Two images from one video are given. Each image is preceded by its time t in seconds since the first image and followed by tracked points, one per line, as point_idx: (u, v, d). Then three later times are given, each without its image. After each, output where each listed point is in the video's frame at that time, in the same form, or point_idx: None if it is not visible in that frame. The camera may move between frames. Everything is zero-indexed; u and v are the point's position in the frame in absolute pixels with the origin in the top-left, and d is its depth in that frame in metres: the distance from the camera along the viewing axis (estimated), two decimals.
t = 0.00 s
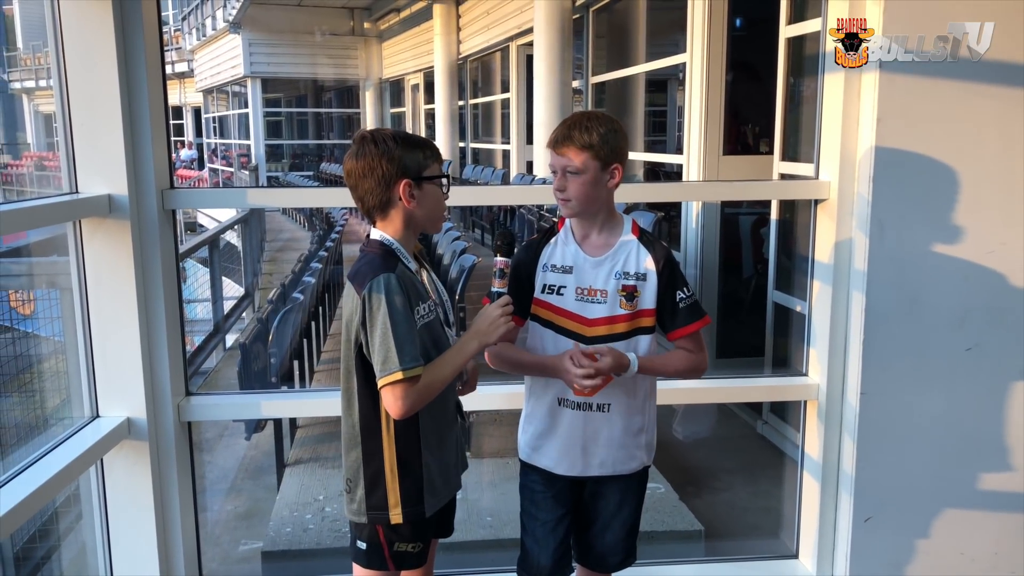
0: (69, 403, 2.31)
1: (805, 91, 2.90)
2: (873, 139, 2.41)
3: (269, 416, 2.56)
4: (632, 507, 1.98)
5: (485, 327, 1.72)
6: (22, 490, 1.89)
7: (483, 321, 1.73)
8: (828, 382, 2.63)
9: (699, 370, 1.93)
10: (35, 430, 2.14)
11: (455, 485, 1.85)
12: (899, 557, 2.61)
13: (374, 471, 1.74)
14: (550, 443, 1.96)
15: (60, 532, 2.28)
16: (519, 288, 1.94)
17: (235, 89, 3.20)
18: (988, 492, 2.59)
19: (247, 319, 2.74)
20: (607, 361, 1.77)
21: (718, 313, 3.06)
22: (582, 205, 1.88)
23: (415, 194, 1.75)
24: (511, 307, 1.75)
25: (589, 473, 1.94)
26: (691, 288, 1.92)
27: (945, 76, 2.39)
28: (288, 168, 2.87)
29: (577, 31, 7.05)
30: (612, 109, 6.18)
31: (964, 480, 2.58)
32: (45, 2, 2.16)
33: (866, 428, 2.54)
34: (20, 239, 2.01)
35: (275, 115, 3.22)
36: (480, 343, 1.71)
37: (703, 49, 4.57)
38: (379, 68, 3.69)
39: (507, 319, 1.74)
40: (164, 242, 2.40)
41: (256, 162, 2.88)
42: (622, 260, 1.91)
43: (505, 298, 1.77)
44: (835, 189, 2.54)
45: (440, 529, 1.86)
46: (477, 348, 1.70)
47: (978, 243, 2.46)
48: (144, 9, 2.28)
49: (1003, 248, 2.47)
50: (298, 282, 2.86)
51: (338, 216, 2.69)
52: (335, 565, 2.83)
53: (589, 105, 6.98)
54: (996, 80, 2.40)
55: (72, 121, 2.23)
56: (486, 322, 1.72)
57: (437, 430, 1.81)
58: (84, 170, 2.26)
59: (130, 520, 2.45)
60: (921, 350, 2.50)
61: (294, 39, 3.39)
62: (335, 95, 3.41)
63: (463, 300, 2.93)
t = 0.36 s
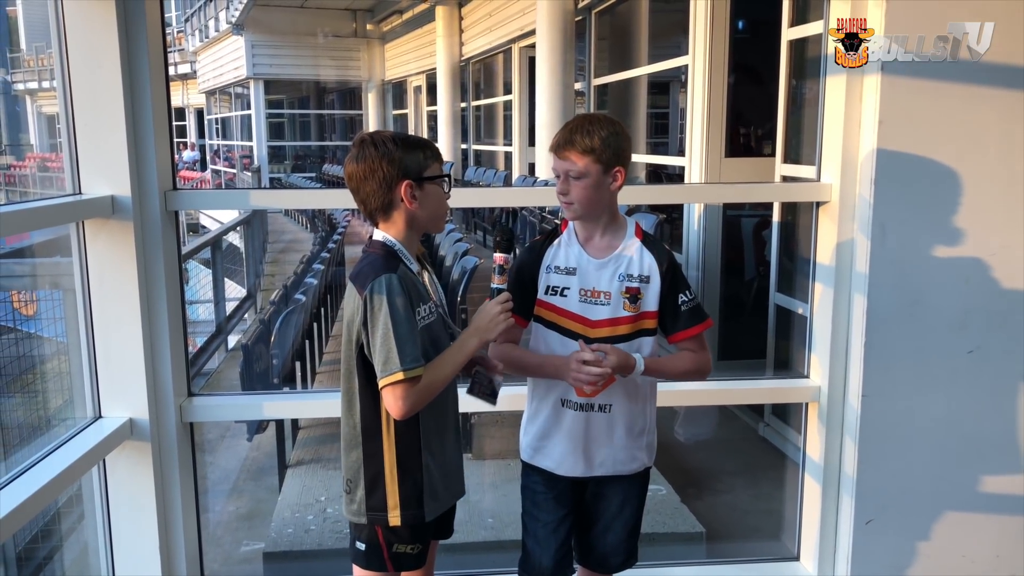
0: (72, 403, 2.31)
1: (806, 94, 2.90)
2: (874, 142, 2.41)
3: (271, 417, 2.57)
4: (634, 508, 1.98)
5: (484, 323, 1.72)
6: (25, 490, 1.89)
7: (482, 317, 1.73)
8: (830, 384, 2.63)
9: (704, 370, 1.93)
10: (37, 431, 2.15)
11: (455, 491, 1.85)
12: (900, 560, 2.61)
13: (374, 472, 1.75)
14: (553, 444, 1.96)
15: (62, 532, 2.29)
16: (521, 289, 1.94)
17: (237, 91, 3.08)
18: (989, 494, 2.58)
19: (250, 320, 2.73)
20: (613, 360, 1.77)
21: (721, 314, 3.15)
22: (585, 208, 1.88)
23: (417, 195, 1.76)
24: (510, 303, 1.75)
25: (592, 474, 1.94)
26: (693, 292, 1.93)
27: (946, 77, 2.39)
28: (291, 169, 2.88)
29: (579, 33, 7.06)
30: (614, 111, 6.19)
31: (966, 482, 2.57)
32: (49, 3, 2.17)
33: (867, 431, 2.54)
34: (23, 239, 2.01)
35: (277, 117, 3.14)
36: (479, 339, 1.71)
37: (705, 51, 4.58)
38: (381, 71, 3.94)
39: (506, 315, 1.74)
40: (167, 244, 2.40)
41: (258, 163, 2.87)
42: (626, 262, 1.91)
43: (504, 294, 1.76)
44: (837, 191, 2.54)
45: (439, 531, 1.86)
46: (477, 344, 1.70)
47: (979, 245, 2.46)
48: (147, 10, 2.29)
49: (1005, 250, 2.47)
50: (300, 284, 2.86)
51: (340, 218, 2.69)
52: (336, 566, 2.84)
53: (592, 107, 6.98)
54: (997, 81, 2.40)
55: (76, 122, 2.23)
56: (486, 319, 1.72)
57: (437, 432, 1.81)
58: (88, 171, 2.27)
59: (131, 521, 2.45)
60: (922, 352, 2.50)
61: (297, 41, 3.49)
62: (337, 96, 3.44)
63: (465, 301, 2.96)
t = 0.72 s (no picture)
0: (75, 404, 2.32)
1: (809, 95, 2.89)
2: (876, 143, 2.41)
3: (273, 418, 2.58)
4: (636, 510, 1.98)
5: (487, 329, 1.72)
6: (28, 491, 1.90)
7: (484, 322, 1.74)
8: (832, 386, 2.63)
9: (704, 374, 1.92)
10: (40, 431, 2.15)
11: (448, 492, 1.86)
12: (902, 562, 2.61)
13: (368, 471, 1.75)
14: (556, 445, 1.96)
15: (65, 533, 2.29)
16: (525, 290, 1.94)
17: (240, 92, 3.09)
18: (990, 496, 2.58)
19: (252, 322, 2.74)
20: (613, 356, 1.78)
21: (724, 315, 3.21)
22: (589, 209, 1.88)
23: (427, 199, 1.76)
24: (513, 310, 1.75)
25: (595, 475, 1.94)
26: (695, 293, 1.93)
27: (946, 78, 2.39)
28: (293, 170, 2.93)
29: (581, 34, 7.06)
30: (616, 112, 6.18)
31: (967, 484, 2.57)
32: (53, 5, 2.18)
33: (869, 432, 2.54)
34: (27, 240, 2.02)
35: (280, 117, 3.18)
36: (482, 344, 1.72)
37: (706, 52, 4.58)
38: (384, 71, 3.93)
39: (508, 322, 1.74)
40: (171, 245, 2.41)
41: (260, 164, 2.87)
42: (629, 263, 1.91)
43: (507, 301, 1.76)
44: (839, 192, 2.53)
45: (436, 532, 1.86)
46: (479, 350, 1.71)
47: (980, 247, 2.46)
48: (149, 12, 2.29)
49: (1006, 252, 2.47)
50: (302, 285, 2.87)
51: (343, 219, 2.69)
52: (338, 565, 2.85)
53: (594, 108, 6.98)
54: (998, 82, 2.40)
55: (80, 124, 2.24)
56: (488, 325, 1.73)
57: (436, 432, 1.82)
58: (91, 172, 2.28)
59: (134, 521, 2.45)
60: (924, 354, 2.50)
61: (298, 42, 3.43)
62: (340, 98, 3.44)
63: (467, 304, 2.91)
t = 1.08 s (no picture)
0: (78, 405, 2.32)
1: (811, 97, 2.88)
2: (878, 145, 2.42)
3: (275, 419, 2.58)
4: (637, 511, 1.99)
5: (497, 334, 1.73)
6: (31, 492, 1.90)
7: (495, 328, 1.74)
8: (834, 388, 2.63)
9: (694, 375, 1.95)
10: (43, 432, 2.16)
11: (456, 494, 1.86)
12: (904, 563, 2.61)
13: (382, 469, 1.75)
14: (557, 446, 1.96)
15: (68, 533, 2.29)
16: (527, 292, 1.95)
17: (243, 93, 3.16)
18: (992, 499, 2.58)
19: (254, 323, 2.77)
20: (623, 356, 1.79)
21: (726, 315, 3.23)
22: (591, 210, 1.89)
23: (429, 202, 1.77)
24: (522, 314, 1.76)
25: (596, 477, 1.94)
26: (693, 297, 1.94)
27: (947, 79, 2.39)
28: (295, 173, 2.95)
29: (584, 36, 7.06)
30: (618, 114, 6.18)
31: (968, 485, 2.57)
32: (56, 6, 2.19)
33: (871, 434, 2.54)
34: (30, 242, 2.03)
35: (282, 120, 3.20)
36: (492, 351, 1.72)
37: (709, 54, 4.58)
38: (385, 74, 3.97)
39: (519, 326, 1.74)
40: (174, 246, 2.41)
41: (263, 165, 2.87)
42: (630, 265, 1.91)
43: (517, 305, 1.77)
44: (841, 194, 2.53)
45: (442, 533, 1.86)
46: (490, 356, 1.71)
47: (982, 249, 2.46)
48: (152, 13, 2.30)
49: (1008, 254, 2.47)
50: (305, 286, 2.87)
51: (345, 220, 2.70)
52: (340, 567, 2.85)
53: (597, 110, 6.98)
54: (999, 83, 2.40)
55: (83, 125, 2.25)
56: (498, 330, 1.73)
57: (444, 433, 1.82)
58: (94, 173, 2.28)
59: (137, 522, 2.46)
60: (926, 356, 2.50)
61: (301, 44, 3.44)
62: (342, 100, 3.46)
63: (469, 305, 2.88)
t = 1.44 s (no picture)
0: (79, 405, 2.33)
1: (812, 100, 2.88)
2: (879, 146, 2.42)
3: (277, 420, 2.58)
4: (639, 512, 1.99)
5: (495, 338, 1.73)
6: (33, 493, 1.91)
7: (494, 331, 1.74)
8: (835, 390, 2.62)
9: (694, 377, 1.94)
10: (44, 433, 2.16)
11: (456, 494, 1.85)
12: (906, 565, 2.60)
13: (380, 470, 1.76)
14: (559, 448, 1.96)
15: (69, 534, 2.30)
16: (527, 293, 1.95)
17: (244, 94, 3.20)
18: (993, 500, 2.58)
19: (256, 324, 2.77)
20: (623, 356, 1.77)
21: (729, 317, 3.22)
22: (592, 211, 1.89)
23: (430, 202, 1.77)
24: (519, 317, 1.76)
25: (598, 478, 1.94)
26: (694, 297, 1.95)
27: (947, 80, 2.38)
28: (297, 173, 2.89)
29: (585, 37, 7.07)
30: (619, 116, 6.19)
31: (970, 487, 2.57)
32: (58, 7, 2.19)
33: (872, 436, 2.54)
34: (32, 243, 2.03)
35: (284, 121, 3.24)
36: (491, 354, 1.72)
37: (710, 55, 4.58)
38: (388, 76, 3.96)
39: (516, 329, 1.74)
40: (175, 248, 2.42)
41: (265, 166, 2.87)
42: (631, 266, 1.92)
43: (514, 309, 1.78)
44: (842, 195, 2.53)
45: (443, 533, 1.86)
46: (487, 360, 1.71)
47: (983, 250, 2.46)
48: (154, 14, 2.31)
49: (1009, 255, 2.47)
50: (306, 287, 2.90)
51: (347, 222, 2.71)
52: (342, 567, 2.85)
53: (598, 111, 6.99)
54: (999, 84, 2.40)
55: (84, 126, 2.26)
56: (497, 333, 1.73)
57: (444, 435, 1.82)
58: (96, 175, 2.29)
59: (138, 523, 2.46)
60: (927, 357, 2.50)
61: (303, 45, 3.50)
62: (343, 101, 3.42)
63: (470, 305, 2.90)
